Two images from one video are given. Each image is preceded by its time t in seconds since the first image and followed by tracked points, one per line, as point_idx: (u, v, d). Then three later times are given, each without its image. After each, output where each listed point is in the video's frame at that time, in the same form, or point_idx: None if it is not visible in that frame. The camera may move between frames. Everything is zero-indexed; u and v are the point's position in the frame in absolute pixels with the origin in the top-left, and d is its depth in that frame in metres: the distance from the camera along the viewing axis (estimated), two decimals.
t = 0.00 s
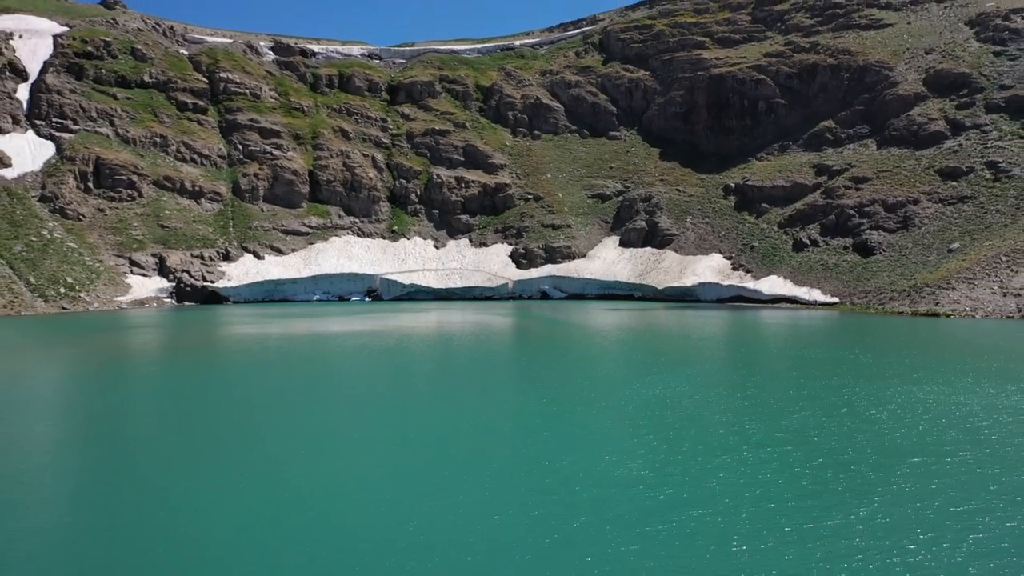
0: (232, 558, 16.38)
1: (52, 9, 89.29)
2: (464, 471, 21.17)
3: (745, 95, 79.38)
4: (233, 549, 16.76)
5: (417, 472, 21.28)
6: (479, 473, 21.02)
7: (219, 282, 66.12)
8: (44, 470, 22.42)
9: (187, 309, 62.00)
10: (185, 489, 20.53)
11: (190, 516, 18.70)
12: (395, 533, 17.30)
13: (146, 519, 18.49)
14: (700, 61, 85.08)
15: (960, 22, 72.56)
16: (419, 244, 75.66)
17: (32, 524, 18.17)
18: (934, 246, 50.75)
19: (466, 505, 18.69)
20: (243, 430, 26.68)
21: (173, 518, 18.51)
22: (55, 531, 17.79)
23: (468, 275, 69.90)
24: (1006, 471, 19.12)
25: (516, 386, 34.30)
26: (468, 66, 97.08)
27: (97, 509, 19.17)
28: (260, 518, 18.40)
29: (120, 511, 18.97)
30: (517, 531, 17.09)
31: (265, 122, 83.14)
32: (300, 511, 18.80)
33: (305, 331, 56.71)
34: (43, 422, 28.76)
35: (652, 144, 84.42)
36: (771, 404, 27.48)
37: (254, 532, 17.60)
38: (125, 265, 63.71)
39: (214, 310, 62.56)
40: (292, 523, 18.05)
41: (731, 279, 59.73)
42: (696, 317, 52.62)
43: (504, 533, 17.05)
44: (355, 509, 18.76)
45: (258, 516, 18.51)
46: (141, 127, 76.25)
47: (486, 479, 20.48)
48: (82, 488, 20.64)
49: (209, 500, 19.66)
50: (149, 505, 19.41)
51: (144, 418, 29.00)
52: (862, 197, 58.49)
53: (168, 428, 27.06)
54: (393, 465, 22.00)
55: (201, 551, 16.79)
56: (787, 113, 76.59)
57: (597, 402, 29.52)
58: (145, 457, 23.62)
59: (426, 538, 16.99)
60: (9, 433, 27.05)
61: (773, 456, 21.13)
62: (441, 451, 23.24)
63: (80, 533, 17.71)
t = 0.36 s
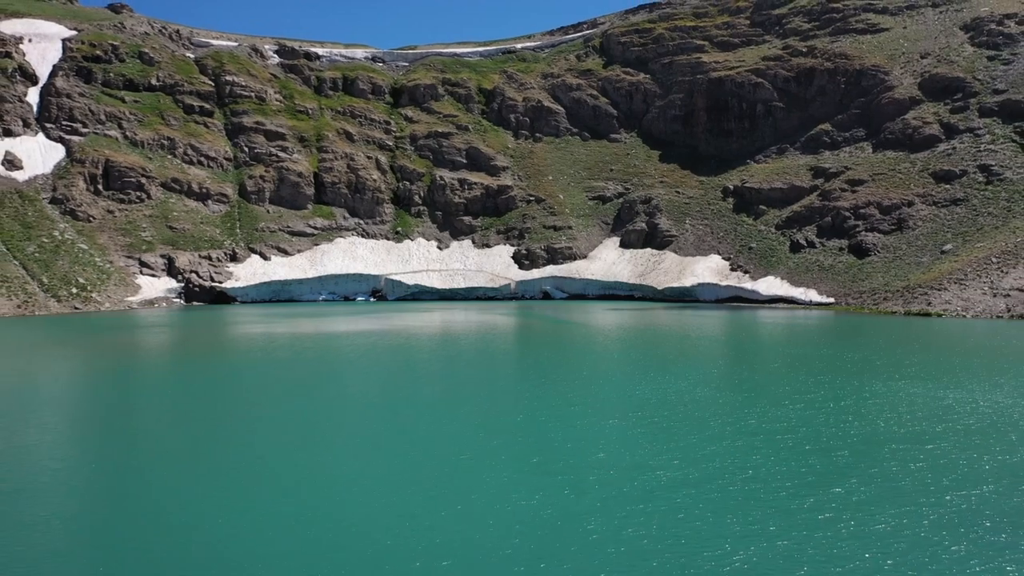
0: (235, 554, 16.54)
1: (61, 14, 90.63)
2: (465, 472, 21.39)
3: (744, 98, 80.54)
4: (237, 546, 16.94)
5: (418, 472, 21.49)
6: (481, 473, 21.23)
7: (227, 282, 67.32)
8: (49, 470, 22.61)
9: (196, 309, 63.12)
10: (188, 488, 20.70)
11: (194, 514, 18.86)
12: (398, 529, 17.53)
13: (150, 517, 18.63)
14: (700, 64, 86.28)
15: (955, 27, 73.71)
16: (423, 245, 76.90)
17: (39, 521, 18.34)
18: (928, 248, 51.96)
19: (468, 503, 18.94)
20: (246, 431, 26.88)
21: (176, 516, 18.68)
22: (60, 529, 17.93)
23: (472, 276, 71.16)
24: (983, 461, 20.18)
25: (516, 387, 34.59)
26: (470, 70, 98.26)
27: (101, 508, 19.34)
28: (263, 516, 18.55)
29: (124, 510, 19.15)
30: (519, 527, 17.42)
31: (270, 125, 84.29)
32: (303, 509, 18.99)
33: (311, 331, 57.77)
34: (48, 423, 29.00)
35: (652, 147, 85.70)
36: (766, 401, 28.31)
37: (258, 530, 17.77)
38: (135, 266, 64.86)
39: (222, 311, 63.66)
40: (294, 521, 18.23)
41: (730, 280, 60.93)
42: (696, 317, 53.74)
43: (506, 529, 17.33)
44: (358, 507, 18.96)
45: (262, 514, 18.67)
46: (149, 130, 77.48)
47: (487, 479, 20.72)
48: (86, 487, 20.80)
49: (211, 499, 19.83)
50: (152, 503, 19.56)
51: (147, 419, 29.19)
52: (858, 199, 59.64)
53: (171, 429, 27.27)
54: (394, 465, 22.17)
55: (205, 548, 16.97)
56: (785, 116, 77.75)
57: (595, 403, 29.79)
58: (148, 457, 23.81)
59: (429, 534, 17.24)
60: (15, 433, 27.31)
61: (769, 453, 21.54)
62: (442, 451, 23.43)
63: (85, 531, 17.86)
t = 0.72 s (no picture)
0: (249, 548, 17.31)
1: (68, 17, 91.75)
2: (461, 472, 21.96)
3: (742, 101, 81.74)
4: (238, 544, 17.48)
5: (419, 472, 22.11)
6: (476, 473, 21.82)
7: (234, 283, 68.57)
8: (60, 469, 23.24)
9: (203, 309, 64.28)
10: (192, 488, 21.31)
11: (196, 513, 19.43)
12: (395, 528, 18.10)
13: (153, 517, 19.21)
14: (699, 68, 87.49)
15: (950, 32, 74.91)
16: (427, 247, 78.12)
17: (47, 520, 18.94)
18: (921, 250, 53.21)
19: (463, 503, 19.52)
20: (248, 432, 27.51)
21: (191, 512, 19.51)
22: (68, 528, 18.52)
23: (474, 277, 72.47)
24: (959, 452, 21.37)
25: (515, 388, 35.27)
26: (473, 73, 99.50)
27: (118, 505, 20.10)
28: (263, 516, 19.11)
29: (129, 510, 19.74)
30: (518, 523, 18.11)
31: (275, 127, 85.49)
32: (302, 508, 19.55)
33: (316, 331, 58.89)
34: (55, 423, 29.69)
35: (652, 150, 86.96)
36: (761, 400, 29.25)
37: (259, 529, 18.32)
38: (144, 267, 66.05)
39: (229, 311, 64.80)
40: (292, 520, 18.75)
41: (728, 281, 62.17)
42: (695, 317, 54.92)
43: (499, 526, 17.97)
44: (355, 507, 19.52)
45: (262, 513, 19.24)
46: (157, 132, 78.68)
47: (489, 477, 21.53)
48: (96, 486, 21.42)
49: (219, 497, 20.48)
50: (166, 501, 20.32)
51: (151, 420, 29.82)
52: (854, 202, 60.87)
53: (178, 429, 27.90)
54: (392, 466, 22.75)
55: (213, 545, 17.56)
56: (783, 119, 78.98)
57: (591, 403, 30.45)
58: (152, 457, 24.41)
59: (430, 531, 17.89)
60: (26, 433, 27.96)
61: (758, 452, 22.25)
62: (445, 450, 24.23)
63: (105, 527, 18.64)
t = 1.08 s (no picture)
0: (266, 541, 18.24)
1: (75, 21, 92.76)
2: (464, 471, 22.69)
3: (741, 104, 82.82)
4: (243, 545, 18.02)
5: (424, 469, 23.04)
6: (475, 474, 22.40)
7: (241, 284, 69.66)
8: (78, 467, 24.13)
9: (210, 309, 65.33)
10: (204, 487, 22.09)
11: (202, 514, 20.03)
12: (401, 524, 18.91)
13: (159, 519, 19.78)
14: (698, 71, 88.60)
15: (945, 36, 76.04)
16: (430, 248, 79.28)
17: (57, 521, 19.53)
18: (915, 251, 54.33)
19: (462, 503, 20.12)
20: (255, 432, 28.19)
21: (208, 508, 20.46)
22: (80, 528, 19.19)
23: (477, 277, 73.60)
24: (944, 445, 22.42)
25: (517, 388, 35.96)
26: (474, 75, 100.60)
27: (138, 501, 21.03)
28: (266, 517, 19.68)
29: (136, 511, 20.33)
30: (521, 516, 19.07)
31: (279, 130, 86.52)
32: (304, 509, 20.14)
33: (321, 331, 59.93)
34: (66, 423, 30.41)
35: (652, 152, 88.08)
36: (755, 398, 30.16)
37: (263, 530, 18.90)
38: (152, 268, 67.11)
39: (236, 311, 65.84)
40: (295, 521, 19.31)
41: (727, 282, 63.27)
42: (694, 317, 56.01)
43: (496, 526, 18.50)
44: (357, 508, 20.12)
45: (270, 513, 19.96)
46: (163, 135, 79.73)
47: (492, 473, 22.45)
48: (115, 485, 22.32)
49: (233, 495, 21.38)
50: (183, 498, 21.25)
51: (159, 420, 30.51)
52: (850, 204, 61.98)
53: (188, 428, 28.75)
54: (394, 467, 23.34)
55: (231, 539, 18.48)
56: (781, 122, 80.10)
57: (591, 403, 31.10)
58: (164, 457, 25.16)
59: (438, 524, 18.84)
60: (42, 432, 28.83)
61: (752, 451, 22.83)
62: (449, 448, 25.11)
63: (127, 522, 19.59)
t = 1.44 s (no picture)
0: (284, 530, 19.36)
1: (82, 25, 94.03)
2: (469, 467, 23.76)
3: (740, 107, 84.04)
4: (240, 541, 18.68)
5: (431, 465, 24.12)
6: (480, 469, 23.50)
7: (248, 284, 70.89)
8: (99, 464, 25.20)
9: (217, 309, 66.55)
10: (220, 481, 23.17)
11: (209, 510, 20.82)
12: (411, 514, 20.02)
13: (161, 515, 20.48)
14: (697, 75, 89.79)
15: (940, 41, 77.23)
16: (433, 249, 80.53)
17: (64, 516, 20.30)
18: (909, 253, 55.58)
19: (455, 501, 20.78)
20: (258, 432, 28.97)
21: (227, 499, 21.58)
22: (100, 521, 20.16)
23: (480, 278, 74.86)
24: (927, 438, 23.62)
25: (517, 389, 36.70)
26: (476, 79, 101.86)
27: (160, 494, 22.13)
28: (278, 510, 20.67)
29: (146, 507, 21.15)
30: (524, 507, 20.20)
31: (284, 132, 87.71)
32: (314, 503, 21.12)
33: (326, 331, 61.11)
34: (75, 423, 31.29)
35: (652, 154, 89.31)
36: (749, 397, 31.20)
37: (274, 522, 19.88)
38: (161, 269, 68.36)
39: (242, 312, 67.05)
40: (292, 518, 19.95)
41: (725, 283, 64.47)
42: (693, 317, 57.23)
43: (503, 517, 19.59)
44: (359, 505, 20.91)
45: (286, 504, 21.06)
46: (170, 138, 80.97)
47: (496, 468, 23.53)
48: (136, 479, 23.41)
49: (248, 489, 22.43)
50: (202, 491, 22.36)
51: (167, 419, 31.37)
52: (846, 207, 63.19)
53: (201, 427, 29.79)
54: (392, 467, 24.01)
55: (250, 528, 19.58)
56: (779, 125, 81.33)
57: (592, 402, 32.15)
58: (181, 453, 26.22)
59: (447, 514, 19.96)
60: (61, 430, 29.90)
61: (743, 447, 23.85)
62: (454, 445, 26.17)
63: (152, 513, 20.70)
